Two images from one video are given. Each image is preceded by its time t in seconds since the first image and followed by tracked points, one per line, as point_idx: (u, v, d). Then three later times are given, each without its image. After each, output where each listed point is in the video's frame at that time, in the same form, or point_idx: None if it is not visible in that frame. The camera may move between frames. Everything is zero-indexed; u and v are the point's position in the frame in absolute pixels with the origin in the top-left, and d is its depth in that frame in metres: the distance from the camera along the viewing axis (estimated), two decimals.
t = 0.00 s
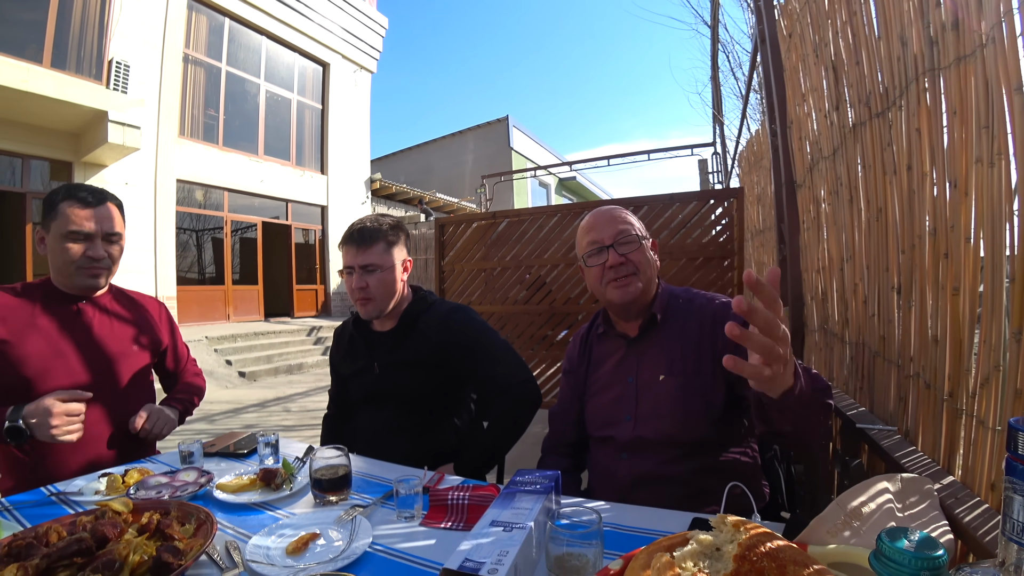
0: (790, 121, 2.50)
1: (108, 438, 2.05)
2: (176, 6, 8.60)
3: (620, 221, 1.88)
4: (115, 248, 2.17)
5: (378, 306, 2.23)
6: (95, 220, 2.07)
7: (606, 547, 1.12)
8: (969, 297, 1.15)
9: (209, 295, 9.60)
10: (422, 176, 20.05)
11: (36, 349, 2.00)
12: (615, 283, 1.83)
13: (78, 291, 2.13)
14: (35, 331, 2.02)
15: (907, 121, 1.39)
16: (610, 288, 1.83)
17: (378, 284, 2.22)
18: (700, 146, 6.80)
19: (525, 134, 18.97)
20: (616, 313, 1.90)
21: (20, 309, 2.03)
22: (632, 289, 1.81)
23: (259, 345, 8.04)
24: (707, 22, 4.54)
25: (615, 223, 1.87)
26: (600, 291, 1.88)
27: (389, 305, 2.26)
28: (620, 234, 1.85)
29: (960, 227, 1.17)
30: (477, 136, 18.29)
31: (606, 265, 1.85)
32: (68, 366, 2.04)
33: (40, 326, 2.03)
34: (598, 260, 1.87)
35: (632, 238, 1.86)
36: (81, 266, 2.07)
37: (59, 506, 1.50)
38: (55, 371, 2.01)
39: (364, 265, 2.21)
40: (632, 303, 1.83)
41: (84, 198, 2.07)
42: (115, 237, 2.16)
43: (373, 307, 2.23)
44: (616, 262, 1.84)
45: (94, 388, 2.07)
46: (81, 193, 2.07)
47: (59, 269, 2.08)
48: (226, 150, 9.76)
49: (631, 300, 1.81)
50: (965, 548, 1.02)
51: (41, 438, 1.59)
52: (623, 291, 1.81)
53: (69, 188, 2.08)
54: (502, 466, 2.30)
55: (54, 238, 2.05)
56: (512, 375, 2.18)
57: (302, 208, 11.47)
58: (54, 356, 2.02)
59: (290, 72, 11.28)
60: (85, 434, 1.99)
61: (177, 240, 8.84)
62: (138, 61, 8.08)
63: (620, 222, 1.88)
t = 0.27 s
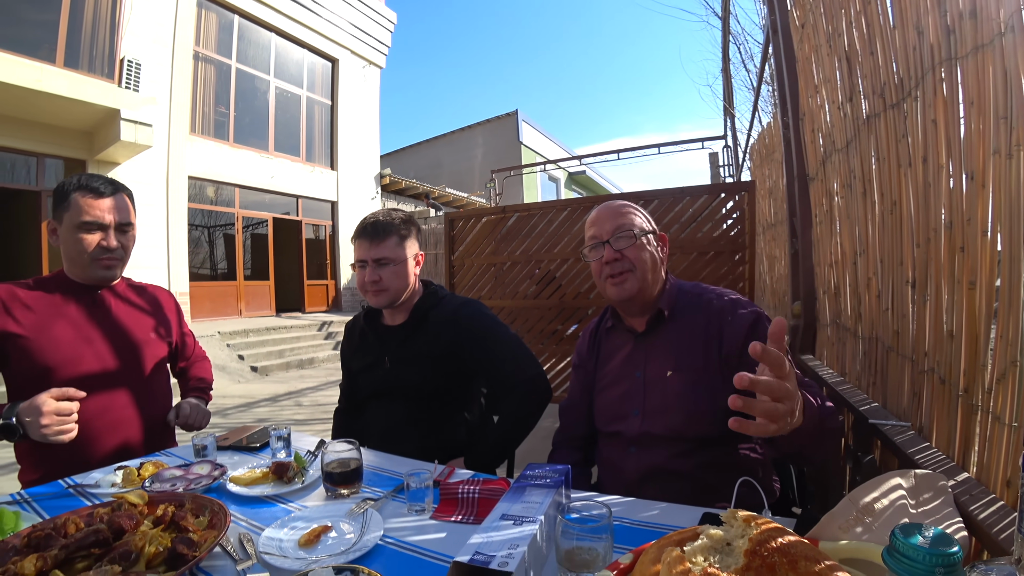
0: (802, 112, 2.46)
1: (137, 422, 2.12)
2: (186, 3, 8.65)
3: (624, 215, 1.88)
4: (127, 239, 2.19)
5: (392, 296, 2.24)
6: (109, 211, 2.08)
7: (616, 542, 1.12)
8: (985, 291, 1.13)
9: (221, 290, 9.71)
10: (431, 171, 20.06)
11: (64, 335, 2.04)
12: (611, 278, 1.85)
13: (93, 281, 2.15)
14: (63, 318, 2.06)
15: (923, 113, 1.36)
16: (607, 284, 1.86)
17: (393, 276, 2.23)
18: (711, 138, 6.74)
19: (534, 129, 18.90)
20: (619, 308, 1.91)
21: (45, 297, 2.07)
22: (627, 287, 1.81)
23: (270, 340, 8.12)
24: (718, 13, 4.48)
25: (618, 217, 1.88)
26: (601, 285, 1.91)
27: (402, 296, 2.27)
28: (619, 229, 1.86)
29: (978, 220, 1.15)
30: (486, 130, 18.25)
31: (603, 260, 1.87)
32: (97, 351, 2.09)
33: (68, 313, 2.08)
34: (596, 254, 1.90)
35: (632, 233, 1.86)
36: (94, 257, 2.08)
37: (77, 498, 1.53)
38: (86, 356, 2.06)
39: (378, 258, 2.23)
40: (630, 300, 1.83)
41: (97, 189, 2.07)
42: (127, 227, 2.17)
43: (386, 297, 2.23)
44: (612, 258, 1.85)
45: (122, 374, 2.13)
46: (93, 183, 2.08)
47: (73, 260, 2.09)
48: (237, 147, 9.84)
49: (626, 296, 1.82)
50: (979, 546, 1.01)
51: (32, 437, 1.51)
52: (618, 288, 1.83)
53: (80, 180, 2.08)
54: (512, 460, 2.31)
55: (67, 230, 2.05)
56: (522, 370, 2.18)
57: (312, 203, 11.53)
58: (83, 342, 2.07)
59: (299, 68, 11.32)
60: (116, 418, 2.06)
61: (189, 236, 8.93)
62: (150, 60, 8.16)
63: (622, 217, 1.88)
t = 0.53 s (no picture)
0: (815, 104, 2.43)
1: (160, 408, 2.19)
2: None
3: (639, 209, 1.86)
4: (138, 229, 2.20)
5: (405, 287, 2.26)
6: (121, 202, 2.09)
7: (625, 535, 1.12)
8: (1000, 286, 1.12)
9: (233, 285, 9.83)
10: (441, 164, 20.07)
11: (91, 322, 2.09)
12: (629, 272, 1.83)
13: (106, 271, 2.17)
14: (87, 307, 2.11)
15: (938, 104, 1.34)
16: (623, 277, 1.84)
17: (406, 268, 2.24)
18: (722, 130, 6.67)
19: (544, 122, 18.81)
20: (632, 302, 1.90)
21: (69, 287, 2.11)
22: (645, 279, 1.81)
23: (282, 333, 8.22)
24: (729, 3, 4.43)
25: (633, 211, 1.85)
26: (615, 279, 1.89)
27: (415, 288, 2.29)
28: (636, 224, 1.83)
29: (993, 213, 1.13)
30: (496, 124, 18.20)
31: (621, 255, 1.85)
32: (122, 338, 2.15)
33: (93, 302, 2.13)
34: (613, 249, 1.87)
35: (649, 227, 1.84)
36: (107, 249, 2.10)
37: (95, 489, 1.57)
38: (111, 342, 2.11)
39: (392, 250, 2.24)
40: (645, 293, 1.83)
41: (108, 179, 2.08)
42: (139, 218, 2.18)
43: (399, 289, 2.25)
44: (630, 252, 1.83)
45: (146, 361, 2.19)
46: (104, 174, 2.08)
47: (86, 251, 2.11)
48: (248, 142, 9.91)
49: (643, 290, 1.81)
50: (991, 542, 1.00)
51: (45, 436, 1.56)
52: (636, 281, 1.81)
53: (91, 170, 2.08)
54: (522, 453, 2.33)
55: (80, 221, 2.06)
56: (533, 363, 2.19)
57: (323, 198, 11.60)
58: (108, 330, 2.12)
59: (309, 63, 11.35)
60: (142, 404, 2.12)
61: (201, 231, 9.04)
62: (161, 57, 8.23)
63: (637, 211, 1.86)
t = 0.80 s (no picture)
0: (823, 98, 2.41)
1: (173, 402, 2.22)
2: None
3: (650, 205, 1.84)
4: (145, 228, 2.20)
5: (413, 287, 2.27)
6: (127, 202, 2.10)
7: (631, 531, 1.13)
8: (1010, 283, 1.10)
9: (241, 282, 9.90)
10: (447, 161, 20.07)
11: (102, 318, 2.11)
12: (644, 269, 1.81)
13: (113, 269, 2.17)
14: (99, 303, 2.13)
15: (948, 98, 1.32)
16: (638, 275, 1.82)
17: (414, 267, 2.25)
18: (730, 125, 6.62)
19: (550, 117, 18.76)
20: (642, 299, 1.88)
21: (80, 284, 2.13)
22: (660, 276, 1.79)
23: (290, 330, 8.27)
24: None
25: (646, 208, 1.83)
26: (628, 276, 1.87)
27: (422, 287, 2.30)
28: (650, 220, 1.82)
29: (1003, 209, 1.12)
30: (502, 120, 18.16)
31: (635, 252, 1.83)
32: (135, 334, 2.18)
33: (105, 299, 2.16)
34: (626, 246, 1.85)
35: (662, 224, 1.83)
36: (113, 247, 2.10)
37: (106, 484, 1.59)
38: (124, 338, 2.14)
39: (401, 248, 2.24)
40: (659, 290, 1.82)
41: (112, 178, 2.08)
42: (144, 216, 2.19)
43: (408, 288, 2.26)
44: (645, 249, 1.81)
45: (158, 356, 2.22)
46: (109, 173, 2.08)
47: (93, 250, 2.12)
48: (255, 140, 9.95)
49: (658, 286, 1.80)
50: (999, 541, 1.00)
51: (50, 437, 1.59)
52: (650, 278, 1.80)
53: (96, 170, 2.08)
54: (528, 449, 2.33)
55: (86, 220, 2.07)
56: (540, 360, 2.20)
57: (330, 195, 11.63)
58: (120, 326, 2.15)
59: (315, 60, 11.36)
60: (154, 399, 2.15)
61: (209, 229, 9.10)
62: (169, 55, 8.29)
63: (649, 207, 1.84)
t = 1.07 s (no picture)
0: (828, 96, 2.40)
1: (175, 400, 2.23)
2: None
3: (653, 204, 1.84)
4: (145, 228, 2.20)
5: (417, 287, 2.27)
6: (129, 203, 2.10)
7: (632, 530, 1.13)
8: (1014, 281, 1.10)
9: (245, 280, 9.93)
10: (450, 159, 20.07)
11: (105, 318, 2.12)
12: (646, 268, 1.81)
13: (115, 269, 2.18)
14: (102, 303, 2.14)
15: (952, 96, 1.32)
16: (640, 273, 1.82)
17: (417, 267, 2.25)
18: (733, 123, 6.60)
19: (553, 115, 18.73)
20: (644, 297, 1.88)
21: (82, 284, 2.13)
22: (662, 275, 1.79)
23: (293, 329, 8.29)
24: None
25: (648, 205, 1.84)
26: (630, 275, 1.87)
27: (426, 286, 2.30)
28: (653, 218, 1.82)
29: (1007, 207, 1.12)
30: (505, 118, 18.15)
31: (638, 250, 1.82)
32: (138, 333, 2.19)
33: (107, 299, 2.17)
34: (629, 244, 1.84)
35: (665, 222, 1.83)
36: (115, 248, 2.11)
37: (110, 482, 1.60)
38: (127, 337, 2.15)
39: (404, 248, 2.24)
40: (661, 289, 1.81)
41: (113, 179, 2.08)
42: (144, 216, 2.19)
43: (412, 289, 2.26)
44: (647, 247, 1.81)
45: (160, 355, 2.23)
46: (110, 174, 2.08)
47: (95, 250, 2.12)
48: (258, 138, 9.97)
49: (660, 285, 1.79)
50: (1001, 541, 1.00)
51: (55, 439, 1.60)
52: (653, 277, 1.79)
53: (96, 171, 2.08)
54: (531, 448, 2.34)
55: (88, 221, 2.07)
56: (542, 359, 2.20)
57: (333, 193, 11.65)
58: (123, 325, 2.16)
59: (318, 58, 11.37)
60: (157, 397, 2.16)
61: (213, 227, 9.13)
62: (172, 54, 8.30)
63: (652, 206, 1.84)
